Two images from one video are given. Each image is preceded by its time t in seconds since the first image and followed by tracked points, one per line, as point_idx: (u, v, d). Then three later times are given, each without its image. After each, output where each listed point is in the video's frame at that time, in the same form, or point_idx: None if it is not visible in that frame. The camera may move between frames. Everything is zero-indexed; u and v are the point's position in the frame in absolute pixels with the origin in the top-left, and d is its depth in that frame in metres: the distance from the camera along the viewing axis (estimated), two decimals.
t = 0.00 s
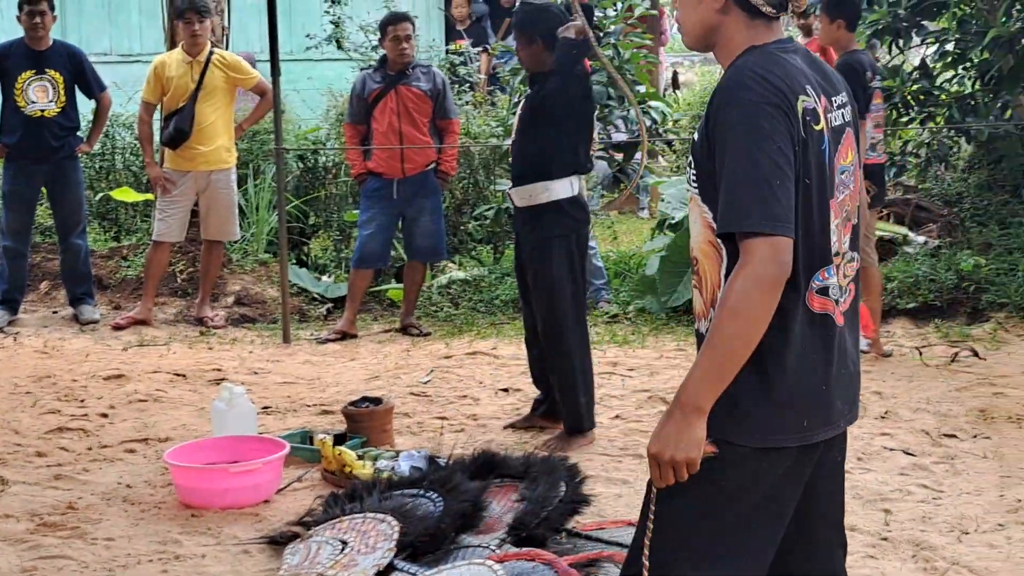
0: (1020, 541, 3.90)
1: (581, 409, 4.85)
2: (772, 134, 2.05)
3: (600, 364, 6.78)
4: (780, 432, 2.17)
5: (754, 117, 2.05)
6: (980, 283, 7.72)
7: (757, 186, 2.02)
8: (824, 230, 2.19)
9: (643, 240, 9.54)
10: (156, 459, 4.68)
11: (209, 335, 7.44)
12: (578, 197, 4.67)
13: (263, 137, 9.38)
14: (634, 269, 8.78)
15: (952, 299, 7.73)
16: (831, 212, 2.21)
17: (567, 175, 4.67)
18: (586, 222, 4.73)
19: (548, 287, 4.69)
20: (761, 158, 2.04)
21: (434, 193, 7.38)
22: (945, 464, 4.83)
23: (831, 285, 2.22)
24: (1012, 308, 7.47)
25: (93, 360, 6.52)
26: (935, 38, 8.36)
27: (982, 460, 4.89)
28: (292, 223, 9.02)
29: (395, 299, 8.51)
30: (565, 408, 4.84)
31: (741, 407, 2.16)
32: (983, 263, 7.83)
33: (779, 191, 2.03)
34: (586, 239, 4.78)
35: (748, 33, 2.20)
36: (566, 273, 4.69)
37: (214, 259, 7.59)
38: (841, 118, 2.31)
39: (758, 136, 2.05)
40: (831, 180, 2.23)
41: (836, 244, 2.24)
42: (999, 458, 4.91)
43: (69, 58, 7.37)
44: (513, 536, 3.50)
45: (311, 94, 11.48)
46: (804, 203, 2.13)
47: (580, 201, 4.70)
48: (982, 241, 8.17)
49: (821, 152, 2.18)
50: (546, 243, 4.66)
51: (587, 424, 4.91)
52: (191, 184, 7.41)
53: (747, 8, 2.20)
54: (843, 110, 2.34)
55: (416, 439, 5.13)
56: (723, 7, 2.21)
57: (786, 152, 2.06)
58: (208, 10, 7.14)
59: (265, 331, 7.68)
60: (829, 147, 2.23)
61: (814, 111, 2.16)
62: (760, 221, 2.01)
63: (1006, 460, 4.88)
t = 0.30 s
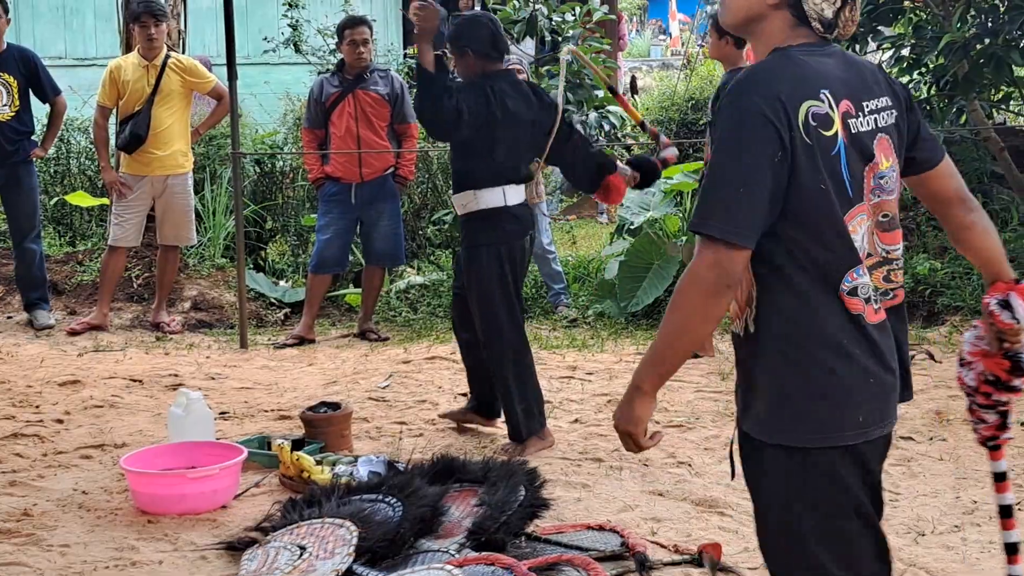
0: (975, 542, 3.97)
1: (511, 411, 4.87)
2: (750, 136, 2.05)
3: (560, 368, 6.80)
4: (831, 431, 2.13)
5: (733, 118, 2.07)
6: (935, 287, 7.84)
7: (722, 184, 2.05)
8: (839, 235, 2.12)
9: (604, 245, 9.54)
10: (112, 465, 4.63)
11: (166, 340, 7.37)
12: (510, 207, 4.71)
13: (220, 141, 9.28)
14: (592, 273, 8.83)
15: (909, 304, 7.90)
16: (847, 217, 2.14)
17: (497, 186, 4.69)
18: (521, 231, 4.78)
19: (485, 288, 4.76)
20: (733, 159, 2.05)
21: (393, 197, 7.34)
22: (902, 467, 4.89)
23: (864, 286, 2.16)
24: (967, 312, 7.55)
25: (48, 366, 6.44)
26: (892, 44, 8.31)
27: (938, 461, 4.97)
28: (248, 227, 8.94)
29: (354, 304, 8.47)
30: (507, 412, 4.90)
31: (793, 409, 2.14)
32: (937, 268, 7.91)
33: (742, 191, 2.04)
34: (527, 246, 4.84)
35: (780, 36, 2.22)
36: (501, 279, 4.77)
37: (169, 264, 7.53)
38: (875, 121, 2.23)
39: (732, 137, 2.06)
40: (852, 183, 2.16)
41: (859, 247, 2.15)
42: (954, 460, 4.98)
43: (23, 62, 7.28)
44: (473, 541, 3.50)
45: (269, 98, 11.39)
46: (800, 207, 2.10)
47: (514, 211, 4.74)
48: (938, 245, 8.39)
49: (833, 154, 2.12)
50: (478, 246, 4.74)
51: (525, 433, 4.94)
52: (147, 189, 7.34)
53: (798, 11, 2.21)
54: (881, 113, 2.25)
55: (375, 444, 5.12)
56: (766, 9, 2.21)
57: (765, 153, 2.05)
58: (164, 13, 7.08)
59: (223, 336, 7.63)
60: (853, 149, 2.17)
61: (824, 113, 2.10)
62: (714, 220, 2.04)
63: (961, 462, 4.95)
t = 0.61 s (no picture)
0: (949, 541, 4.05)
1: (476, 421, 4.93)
2: (780, 165, 2.03)
3: (543, 370, 6.86)
4: (903, 448, 2.06)
5: (757, 150, 2.06)
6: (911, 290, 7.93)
7: (752, 214, 2.04)
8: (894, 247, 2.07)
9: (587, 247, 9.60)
10: (101, 466, 4.66)
11: (152, 343, 7.40)
12: (456, 227, 4.79)
13: (207, 146, 9.32)
14: (574, 276, 8.90)
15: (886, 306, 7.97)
16: (904, 229, 2.09)
17: (445, 205, 4.78)
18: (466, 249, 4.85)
19: (434, 305, 4.82)
20: (763, 188, 2.04)
21: (378, 202, 7.39)
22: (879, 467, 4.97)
23: (924, 299, 2.09)
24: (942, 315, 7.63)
25: (35, 368, 6.46)
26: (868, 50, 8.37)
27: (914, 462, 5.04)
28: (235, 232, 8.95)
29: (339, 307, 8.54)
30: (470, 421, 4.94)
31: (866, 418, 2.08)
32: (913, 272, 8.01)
33: (774, 219, 2.02)
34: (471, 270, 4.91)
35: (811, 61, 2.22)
36: (449, 293, 4.82)
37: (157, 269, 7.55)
38: (919, 131, 2.18)
39: (760, 167, 2.05)
40: (902, 196, 2.10)
41: (918, 257, 2.10)
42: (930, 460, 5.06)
43: (12, 69, 7.27)
44: (456, 540, 3.56)
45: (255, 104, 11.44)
46: (847, 226, 2.07)
47: (459, 231, 4.82)
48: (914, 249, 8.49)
49: (878, 170, 2.08)
50: (426, 262, 4.79)
51: (498, 436, 4.98)
52: (134, 194, 7.35)
53: (829, 39, 2.22)
54: (924, 122, 2.20)
55: (360, 445, 5.16)
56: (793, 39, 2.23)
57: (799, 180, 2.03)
58: (153, 21, 7.09)
59: (208, 338, 7.66)
60: (897, 160, 2.12)
61: (862, 132, 2.08)
62: (744, 251, 2.03)
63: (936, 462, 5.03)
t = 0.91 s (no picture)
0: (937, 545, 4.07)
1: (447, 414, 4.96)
2: (750, 169, 2.05)
3: (533, 374, 6.87)
4: (868, 457, 2.06)
5: (730, 153, 2.08)
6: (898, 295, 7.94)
7: (726, 218, 2.04)
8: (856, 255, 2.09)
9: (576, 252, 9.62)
10: (90, 470, 4.65)
11: (141, 347, 7.38)
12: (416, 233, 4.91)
13: (196, 150, 9.28)
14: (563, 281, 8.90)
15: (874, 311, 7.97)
16: (867, 235, 2.11)
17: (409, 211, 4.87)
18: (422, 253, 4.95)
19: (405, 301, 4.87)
20: (736, 192, 2.05)
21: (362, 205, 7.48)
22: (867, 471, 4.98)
23: (891, 306, 2.11)
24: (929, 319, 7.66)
25: (24, 372, 6.43)
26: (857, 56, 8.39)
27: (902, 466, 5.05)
28: (224, 237, 8.94)
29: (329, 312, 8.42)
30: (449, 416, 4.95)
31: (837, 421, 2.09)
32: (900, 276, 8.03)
33: (746, 221, 2.03)
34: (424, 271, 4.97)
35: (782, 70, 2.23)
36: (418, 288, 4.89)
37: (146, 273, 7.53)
38: (886, 140, 2.18)
39: (731, 173, 2.06)
40: (869, 205, 2.12)
41: (883, 263, 2.11)
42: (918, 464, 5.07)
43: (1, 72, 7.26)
44: (445, 544, 3.56)
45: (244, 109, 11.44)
46: (816, 229, 2.08)
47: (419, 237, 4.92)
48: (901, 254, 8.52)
49: (842, 177, 2.10)
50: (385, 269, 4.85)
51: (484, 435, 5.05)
52: (124, 198, 7.34)
53: (794, 42, 2.21)
54: (894, 131, 2.20)
55: (349, 449, 5.16)
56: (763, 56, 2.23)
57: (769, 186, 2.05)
58: (142, 25, 7.08)
59: (198, 343, 7.65)
60: (866, 168, 2.13)
61: (827, 139, 2.09)
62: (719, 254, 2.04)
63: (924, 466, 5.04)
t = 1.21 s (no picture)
0: (918, 548, 4.10)
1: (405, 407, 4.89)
2: (707, 168, 2.03)
3: (516, 379, 6.88)
4: (792, 467, 2.13)
5: (681, 155, 2.05)
6: (880, 299, 7.96)
7: (692, 218, 1.99)
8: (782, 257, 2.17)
9: (559, 257, 9.57)
10: (70, 476, 4.62)
11: (123, 353, 7.34)
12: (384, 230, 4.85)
13: (177, 155, 9.25)
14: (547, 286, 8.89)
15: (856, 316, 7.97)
16: (790, 237, 2.19)
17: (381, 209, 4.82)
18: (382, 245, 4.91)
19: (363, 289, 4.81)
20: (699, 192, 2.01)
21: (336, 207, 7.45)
22: (849, 474, 5.01)
23: (807, 313, 2.20)
24: (911, 323, 7.70)
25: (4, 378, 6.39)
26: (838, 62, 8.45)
27: (884, 470, 5.07)
28: (205, 242, 8.90)
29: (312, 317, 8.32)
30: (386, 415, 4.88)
31: (761, 433, 2.14)
32: (882, 280, 8.07)
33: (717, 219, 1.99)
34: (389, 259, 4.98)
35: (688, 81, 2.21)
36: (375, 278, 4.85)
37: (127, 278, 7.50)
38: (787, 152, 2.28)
39: (691, 175, 2.03)
40: (789, 212, 2.20)
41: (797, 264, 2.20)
42: (899, 468, 5.10)
43: None
44: (427, 550, 3.57)
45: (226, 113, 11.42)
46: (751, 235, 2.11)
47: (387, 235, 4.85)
48: (883, 258, 8.57)
49: (775, 183, 2.17)
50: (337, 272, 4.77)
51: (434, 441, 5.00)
52: (105, 203, 7.30)
53: (693, 55, 2.21)
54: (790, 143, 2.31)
55: (331, 455, 5.15)
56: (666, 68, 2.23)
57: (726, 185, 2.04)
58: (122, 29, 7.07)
59: (180, 348, 7.61)
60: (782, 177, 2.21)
61: (762, 145, 2.15)
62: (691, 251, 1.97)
63: (905, 470, 5.07)
